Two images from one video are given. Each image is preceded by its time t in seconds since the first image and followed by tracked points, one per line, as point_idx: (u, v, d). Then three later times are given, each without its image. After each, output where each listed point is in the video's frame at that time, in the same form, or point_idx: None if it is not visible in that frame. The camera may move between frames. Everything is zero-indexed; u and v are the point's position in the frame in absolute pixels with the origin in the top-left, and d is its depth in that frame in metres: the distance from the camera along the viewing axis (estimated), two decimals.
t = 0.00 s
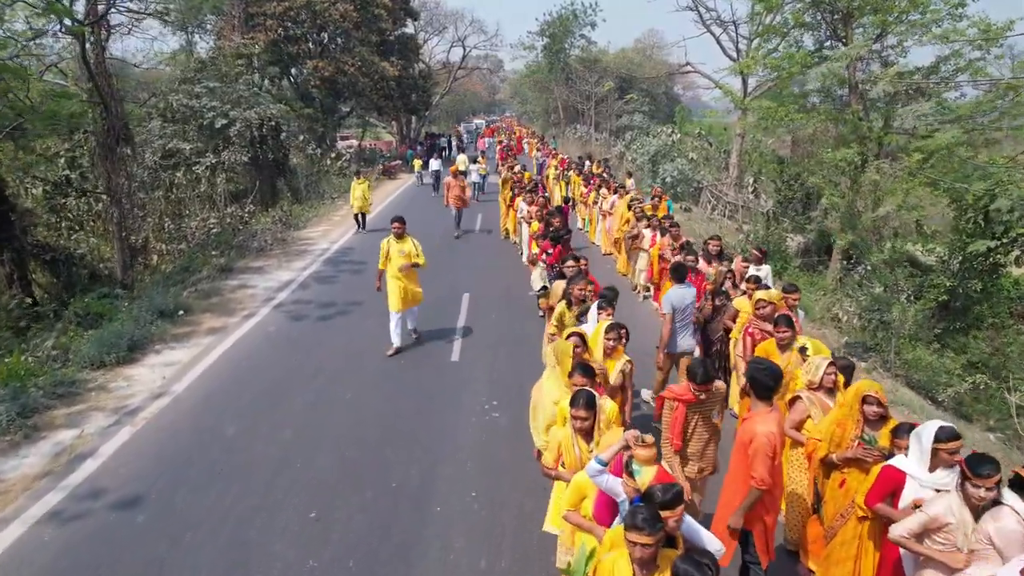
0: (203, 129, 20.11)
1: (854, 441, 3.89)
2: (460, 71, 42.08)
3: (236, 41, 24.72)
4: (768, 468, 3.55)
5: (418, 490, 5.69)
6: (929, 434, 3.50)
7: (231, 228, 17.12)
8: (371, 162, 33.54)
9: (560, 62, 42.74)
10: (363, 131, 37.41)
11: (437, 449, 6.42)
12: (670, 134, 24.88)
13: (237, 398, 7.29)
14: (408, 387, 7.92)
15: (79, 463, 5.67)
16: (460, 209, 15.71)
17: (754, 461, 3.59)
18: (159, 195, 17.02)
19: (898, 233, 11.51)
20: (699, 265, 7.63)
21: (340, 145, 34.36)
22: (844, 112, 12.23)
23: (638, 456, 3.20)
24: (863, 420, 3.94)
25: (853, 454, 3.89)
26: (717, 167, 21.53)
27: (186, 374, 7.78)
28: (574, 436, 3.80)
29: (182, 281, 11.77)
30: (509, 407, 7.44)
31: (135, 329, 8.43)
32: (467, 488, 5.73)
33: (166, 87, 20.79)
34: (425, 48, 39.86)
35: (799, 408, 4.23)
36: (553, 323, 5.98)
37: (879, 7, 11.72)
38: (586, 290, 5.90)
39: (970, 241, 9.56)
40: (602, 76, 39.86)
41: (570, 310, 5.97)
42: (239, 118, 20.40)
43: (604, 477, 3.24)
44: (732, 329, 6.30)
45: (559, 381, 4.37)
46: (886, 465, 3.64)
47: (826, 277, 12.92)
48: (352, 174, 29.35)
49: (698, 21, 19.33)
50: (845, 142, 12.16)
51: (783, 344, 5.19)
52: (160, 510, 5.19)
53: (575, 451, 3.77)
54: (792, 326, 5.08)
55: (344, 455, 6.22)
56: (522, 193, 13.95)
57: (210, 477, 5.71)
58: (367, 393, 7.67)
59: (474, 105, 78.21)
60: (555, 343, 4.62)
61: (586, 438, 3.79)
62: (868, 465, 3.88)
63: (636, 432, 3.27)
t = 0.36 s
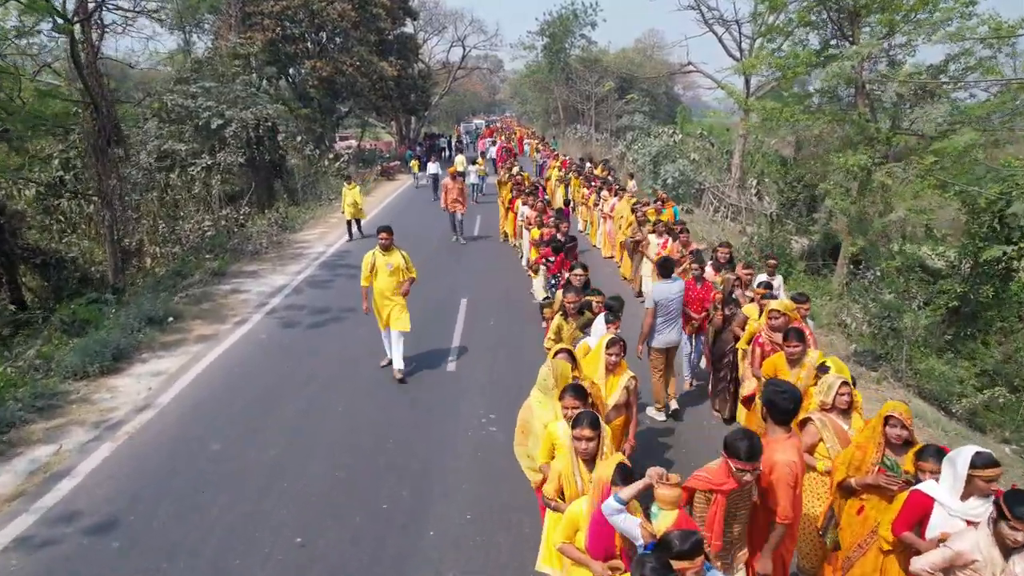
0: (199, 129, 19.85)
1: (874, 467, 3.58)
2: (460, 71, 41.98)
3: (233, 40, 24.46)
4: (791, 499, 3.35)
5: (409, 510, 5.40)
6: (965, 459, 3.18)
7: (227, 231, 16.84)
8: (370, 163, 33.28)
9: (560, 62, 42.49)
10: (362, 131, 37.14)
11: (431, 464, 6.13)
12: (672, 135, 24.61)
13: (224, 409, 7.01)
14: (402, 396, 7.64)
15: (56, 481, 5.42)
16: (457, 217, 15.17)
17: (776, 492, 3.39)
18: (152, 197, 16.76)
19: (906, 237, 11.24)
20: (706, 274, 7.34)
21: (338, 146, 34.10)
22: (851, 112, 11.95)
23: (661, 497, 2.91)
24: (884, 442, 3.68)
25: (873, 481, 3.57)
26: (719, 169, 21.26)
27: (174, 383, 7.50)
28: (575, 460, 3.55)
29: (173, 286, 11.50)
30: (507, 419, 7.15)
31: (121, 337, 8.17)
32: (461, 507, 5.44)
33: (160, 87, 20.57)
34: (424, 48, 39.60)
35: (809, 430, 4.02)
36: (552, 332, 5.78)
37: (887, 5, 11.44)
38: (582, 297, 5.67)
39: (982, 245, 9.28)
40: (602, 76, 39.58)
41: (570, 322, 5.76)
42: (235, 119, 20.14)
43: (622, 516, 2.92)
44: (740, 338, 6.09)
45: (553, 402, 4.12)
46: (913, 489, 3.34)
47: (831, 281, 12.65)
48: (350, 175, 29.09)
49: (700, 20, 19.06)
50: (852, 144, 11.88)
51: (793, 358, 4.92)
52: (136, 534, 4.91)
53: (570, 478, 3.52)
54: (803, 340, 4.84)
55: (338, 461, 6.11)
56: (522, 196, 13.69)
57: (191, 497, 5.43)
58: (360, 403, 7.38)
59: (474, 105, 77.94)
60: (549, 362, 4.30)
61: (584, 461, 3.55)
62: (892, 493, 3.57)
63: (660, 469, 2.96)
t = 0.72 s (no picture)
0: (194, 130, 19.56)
1: (896, 497, 3.25)
2: (460, 71, 41.71)
3: (228, 40, 24.17)
4: (819, 538, 3.10)
5: (401, 530, 5.10)
6: (1012, 497, 2.87)
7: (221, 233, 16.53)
8: (369, 163, 33.01)
9: (560, 63, 42.28)
10: (360, 131, 36.87)
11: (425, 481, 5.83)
12: (673, 135, 24.33)
13: (210, 423, 6.70)
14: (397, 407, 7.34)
15: (26, 505, 5.14)
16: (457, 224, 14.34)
17: (804, 531, 3.13)
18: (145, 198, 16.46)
19: (915, 240, 10.95)
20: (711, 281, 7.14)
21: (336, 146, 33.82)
22: (859, 113, 11.65)
23: (675, 557, 2.64)
24: (910, 472, 3.38)
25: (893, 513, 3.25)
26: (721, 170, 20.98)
27: (158, 396, 7.20)
28: (574, 490, 3.30)
29: (163, 292, 11.20)
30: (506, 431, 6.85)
31: (104, 347, 7.87)
32: (456, 527, 5.14)
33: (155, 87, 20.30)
34: (423, 48, 39.34)
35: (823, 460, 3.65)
36: (552, 344, 5.49)
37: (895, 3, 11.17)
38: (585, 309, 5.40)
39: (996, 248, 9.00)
40: (602, 76, 39.35)
41: (573, 334, 5.47)
42: (230, 119, 19.84)
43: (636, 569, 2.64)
44: (748, 349, 5.85)
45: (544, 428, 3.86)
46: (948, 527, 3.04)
47: (837, 286, 12.36)
48: (349, 176, 28.83)
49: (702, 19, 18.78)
50: (860, 145, 11.57)
51: (807, 375, 4.62)
52: (109, 561, 4.62)
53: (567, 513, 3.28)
54: (816, 356, 4.55)
55: (329, 475, 5.86)
56: (521, 198, 13.39)
57: (170, 520, 5.14)
58: (351, 413, 7.07)
59: (474, 105, 77.69)
60: (532, 387, 3.97)
61: (583, 493, 3.28)
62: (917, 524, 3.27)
63: (678, 521, 2.70)
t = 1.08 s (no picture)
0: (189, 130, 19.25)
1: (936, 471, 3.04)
2: (459, 71, 41.38)
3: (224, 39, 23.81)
4: None
5: (392, 558, 4.83)
6: None
7: (214, 235, 16.22)
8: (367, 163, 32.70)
9: (560, 62, 41.96)
10: (359, 132, 36.54)
11: (418, 503, 5.55)
12: (675, 135, 24.02)
13: (195, 438, 6.40)
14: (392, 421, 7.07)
15: None
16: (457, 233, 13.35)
17: None
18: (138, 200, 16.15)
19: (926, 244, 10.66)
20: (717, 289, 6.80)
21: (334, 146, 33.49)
22: (868, 113, 11.33)
23: None
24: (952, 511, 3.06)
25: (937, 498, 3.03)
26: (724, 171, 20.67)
27: (141, 408, 6.89)
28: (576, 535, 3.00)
29: (153, 297, 10.90)
30: (504, 447, 6.57)
31: (86, 357, 7.57)
32: (450, 553, 4.86)
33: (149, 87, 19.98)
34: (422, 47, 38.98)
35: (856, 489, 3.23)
36: (554, 357, 5.23)
37: None
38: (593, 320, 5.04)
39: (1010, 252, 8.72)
40: (602, 75, 39.05)
41: (578, 344, 5.16)
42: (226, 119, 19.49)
43: None
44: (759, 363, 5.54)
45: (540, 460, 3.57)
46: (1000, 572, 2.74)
47: (845, 291, 12.05)
48: (347, 177, 28.53)
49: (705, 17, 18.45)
50: (870, 146, 11.26)
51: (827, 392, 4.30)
52: None
53: (568, 559, 3.00)
54: (841, 372, 4.23)
55: (318, 495, 5.57)
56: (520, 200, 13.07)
57: (146, 551, 4.87)
58: (343, 425, 6.78)
59: (474, 105, 77.41)
60: (523, 412, 3.60)
61: (585, 537, 2.98)
62: (966, 505, 2.98)
63: None
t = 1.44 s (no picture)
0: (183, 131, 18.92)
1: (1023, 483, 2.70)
2: (459, 70, 41.03)
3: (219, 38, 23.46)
4: None
5: None
6: None
7: (207, 238, 15.87)
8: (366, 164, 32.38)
9: (560, 62, 41.66)
10: (357, 132, 36.20)
11: (410, 526, 5.24)
12: (677, 135, 23.68)
13: (175, 456, 6.07)
14: (382, 436, 6.75)
15: None
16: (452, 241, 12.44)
17: None
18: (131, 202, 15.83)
19: (937, 249, 10.33)
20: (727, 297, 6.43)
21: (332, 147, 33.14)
22: (878, 114, 10.99)
23: None
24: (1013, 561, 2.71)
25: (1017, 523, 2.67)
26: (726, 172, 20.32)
27: (119, 424, 6.55)
28: None
29: (140, 304, 10.56)
30: (501, 464, 6.25)
31: (64, 368, 7.24)
32: None
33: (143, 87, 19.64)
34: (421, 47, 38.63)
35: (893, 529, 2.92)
36: (553, 371, 4.89)
37: None
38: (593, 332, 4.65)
39: None
40: (603, 75, 38.74)
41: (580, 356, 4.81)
42: (220, 119, 19.13)
43: None
44: (771, 378, 5.20)
45: (541, 508, 3.23)
46: None
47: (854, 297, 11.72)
48: (344, 178, 28.21)
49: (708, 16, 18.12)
50: (880, 147, 10.92)
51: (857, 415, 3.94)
52: None
53: None
54: (876, 392, 3.82)
55: (302, 519, 5.22)
56: (519, 203, 12.73)
57: None
58: (331, 439, 6.45)
59: (473, 105, 77.02)
60: (516, 454, 3.20)
61: None
62: None
63: None
